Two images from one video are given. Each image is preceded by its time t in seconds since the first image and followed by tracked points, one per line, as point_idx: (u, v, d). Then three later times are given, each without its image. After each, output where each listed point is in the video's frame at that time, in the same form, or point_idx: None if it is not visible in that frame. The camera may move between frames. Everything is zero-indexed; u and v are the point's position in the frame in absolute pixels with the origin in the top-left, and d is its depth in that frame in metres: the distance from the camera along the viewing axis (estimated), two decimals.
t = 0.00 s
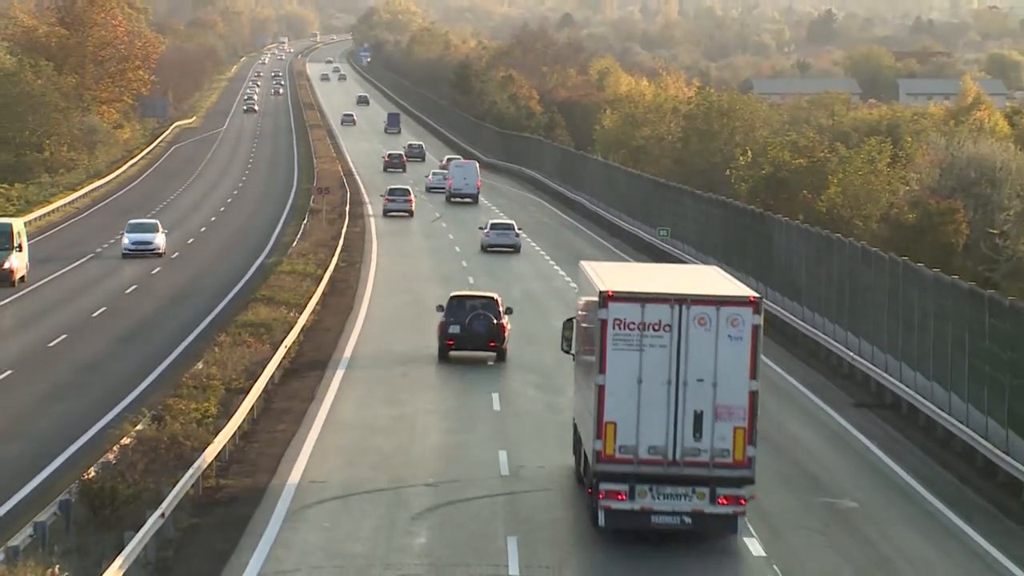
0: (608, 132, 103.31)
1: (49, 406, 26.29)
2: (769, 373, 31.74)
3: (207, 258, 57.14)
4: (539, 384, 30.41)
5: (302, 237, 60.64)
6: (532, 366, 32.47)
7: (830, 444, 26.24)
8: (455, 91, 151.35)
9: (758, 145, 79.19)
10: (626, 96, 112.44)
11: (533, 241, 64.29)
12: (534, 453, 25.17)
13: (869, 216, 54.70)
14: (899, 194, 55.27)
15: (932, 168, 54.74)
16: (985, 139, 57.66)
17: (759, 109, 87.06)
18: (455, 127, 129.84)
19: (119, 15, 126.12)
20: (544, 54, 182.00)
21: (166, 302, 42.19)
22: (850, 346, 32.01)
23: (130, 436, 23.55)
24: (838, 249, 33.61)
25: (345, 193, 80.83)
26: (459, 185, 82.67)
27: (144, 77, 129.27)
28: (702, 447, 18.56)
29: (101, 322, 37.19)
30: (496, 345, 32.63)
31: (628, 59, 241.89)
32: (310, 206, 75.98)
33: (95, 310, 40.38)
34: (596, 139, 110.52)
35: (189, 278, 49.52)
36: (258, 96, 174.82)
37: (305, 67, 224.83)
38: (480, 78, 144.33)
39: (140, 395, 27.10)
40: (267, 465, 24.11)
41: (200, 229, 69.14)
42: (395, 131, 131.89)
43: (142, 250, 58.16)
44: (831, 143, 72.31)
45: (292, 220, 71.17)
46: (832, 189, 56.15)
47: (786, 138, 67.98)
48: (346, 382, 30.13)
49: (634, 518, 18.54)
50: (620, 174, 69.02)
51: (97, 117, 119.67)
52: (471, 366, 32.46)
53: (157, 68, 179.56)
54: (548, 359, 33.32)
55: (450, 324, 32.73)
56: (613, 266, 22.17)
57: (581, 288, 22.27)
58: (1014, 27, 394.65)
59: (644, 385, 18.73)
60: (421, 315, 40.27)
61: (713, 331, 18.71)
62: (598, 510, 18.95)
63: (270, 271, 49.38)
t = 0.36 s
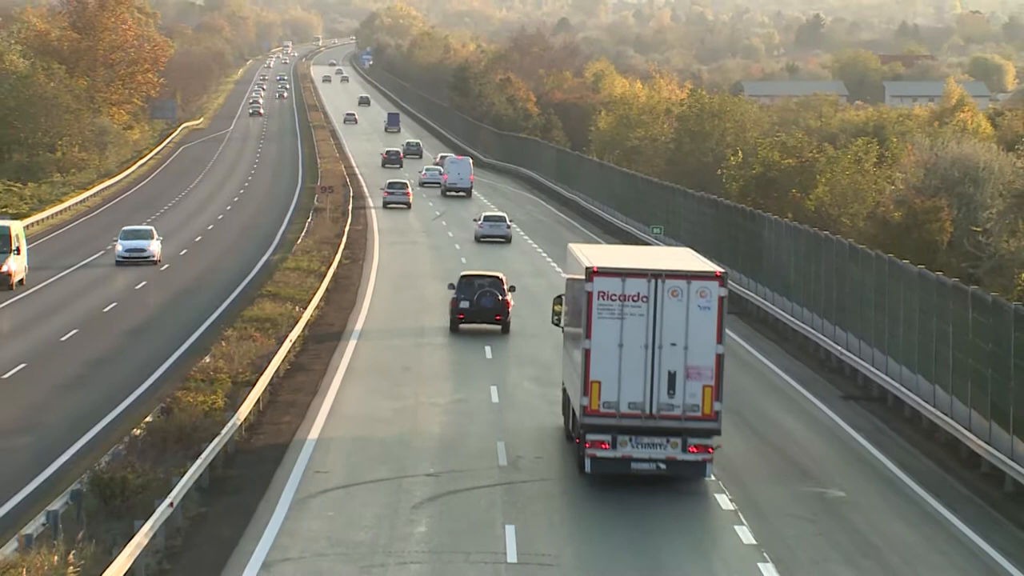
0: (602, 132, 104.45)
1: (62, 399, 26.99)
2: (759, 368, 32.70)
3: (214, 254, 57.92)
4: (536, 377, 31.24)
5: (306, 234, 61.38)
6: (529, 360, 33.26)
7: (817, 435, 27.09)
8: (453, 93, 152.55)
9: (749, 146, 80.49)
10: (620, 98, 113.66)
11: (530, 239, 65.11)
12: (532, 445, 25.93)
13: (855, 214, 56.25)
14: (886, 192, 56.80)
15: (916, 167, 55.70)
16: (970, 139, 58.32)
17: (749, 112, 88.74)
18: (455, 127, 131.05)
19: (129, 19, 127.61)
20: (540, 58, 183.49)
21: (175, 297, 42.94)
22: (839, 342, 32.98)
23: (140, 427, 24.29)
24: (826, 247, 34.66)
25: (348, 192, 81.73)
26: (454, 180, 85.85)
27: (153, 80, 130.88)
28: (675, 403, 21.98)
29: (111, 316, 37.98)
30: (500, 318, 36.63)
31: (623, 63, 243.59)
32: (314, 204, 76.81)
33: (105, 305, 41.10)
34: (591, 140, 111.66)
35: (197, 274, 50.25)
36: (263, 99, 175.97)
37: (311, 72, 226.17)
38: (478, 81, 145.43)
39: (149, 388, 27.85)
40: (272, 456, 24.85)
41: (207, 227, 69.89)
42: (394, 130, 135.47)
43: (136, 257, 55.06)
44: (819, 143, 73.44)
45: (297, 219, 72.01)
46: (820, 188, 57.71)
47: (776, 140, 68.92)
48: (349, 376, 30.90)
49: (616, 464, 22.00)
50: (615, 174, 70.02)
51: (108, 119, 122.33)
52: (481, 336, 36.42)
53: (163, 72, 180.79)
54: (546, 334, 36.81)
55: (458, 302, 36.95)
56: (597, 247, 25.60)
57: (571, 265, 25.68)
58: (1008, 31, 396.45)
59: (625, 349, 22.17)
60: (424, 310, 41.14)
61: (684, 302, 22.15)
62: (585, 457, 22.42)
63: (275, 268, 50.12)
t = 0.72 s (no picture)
0: (593, 131, 105.53)
1: (70, 389, 27.84)
2: (743, 360, 33.76)
3: (217, 249, 58.88)
4: (529, 368, 32.09)
5: (307, 229, 62.27)
6: (522, 351, 34.11)
7: (801, 425, 27.90)
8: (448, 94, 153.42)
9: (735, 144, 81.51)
10: (611, 98, 114.75)
11: (522, 234, 65.90)
12: (524, 434, 26.77)
13: (837, 209, 56.81)
14: (867, 189, 57.41)
15: (897, 166, 56.65)
16: (950, 138, 59.29)
17: (734, 113, 91.02)
18: (449, 126, 132.05)
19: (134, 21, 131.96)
20: (533, 60, 184.77)
21: (180, 290, 43.81)
22: (821, 334, 33.97)
23: (145, 417, 25.10)
24: (810, 242, 35.68)
25: (346, 189, 82.56)
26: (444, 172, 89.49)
27: (158, 80, 134.82)
28: (647, 365, 26.06)
29: (117, 309, 38.82)
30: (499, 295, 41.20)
31: (614, 67, 244.90)
32: (313, 201, 77.69)
33: (112, 298, 42.00)
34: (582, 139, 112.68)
35: (200, 269, 51.11)
36: (262, 100, 177.00)
37: (311, 73, 227.15)
38: (473, 82, 146.34)
39: (154, 378, 28.64)
40: (273, 445, 25.65)
41: (210, 222, 70.81)
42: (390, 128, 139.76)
43: (124, 263, 51.97)
44: (803, 141, 74.54)
45: (296, 215, 72.91)
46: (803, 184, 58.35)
47: (760, 139, 71.45)
48: (347, 367, 31.73)
49: (597, 418, 26.07)
50: (605, 171, 70.96)
51: (113, 117, 127.50)
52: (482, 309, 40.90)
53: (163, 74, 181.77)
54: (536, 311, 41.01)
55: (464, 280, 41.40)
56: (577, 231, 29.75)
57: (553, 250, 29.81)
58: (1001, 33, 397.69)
59: (603, 319, 26.28)
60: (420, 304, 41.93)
61: (655, 277, 26.35)
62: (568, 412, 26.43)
63: (276, 262, 50.97)
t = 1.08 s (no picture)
0: (581, 127, 106.42)
1: (71, 379, 28.50)
2: (729, 350, 34.63)
3: (215, 242, 59.51)
4: (520, 359, 32.82)
5: (303, 223, 62.89)
6: (514, 342, 34.83)
7: (783, 413, 28.71)
8: (440, 90, 154.19)
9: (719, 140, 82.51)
10: (599, 95, 115.75)
11: (513, 226, 66.61)
12: (515, 422, 27.49)
13: (818, 204, 57.71)
14: (848, 184, 58.38)
15: (876, 161, 57.37)
16: (927, 134, 60.38)
17: (718, 109, 91.79)
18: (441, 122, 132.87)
19: (134, 20, 132.32)
20: (523, 58, 185.61)
21: (178, 283, 44.45)
22: (804, 326, 34.85)
23: (145, 406, 25.76)
24: (793, 235, 36.58)
25: (341, 184, 83.18)
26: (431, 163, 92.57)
27: (158, 78, 135.23)
28: (620, 332, 29.35)
29: (118, 301, 39.50)
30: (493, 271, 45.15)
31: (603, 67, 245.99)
32: (309, 196, 78.26)
33: (111, 291, 42.65)
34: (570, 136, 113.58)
35: (198, 262, 51.75)
36: (261, 99, 177.84)
37: (306, 71, 227.85)
38: (465, 80, 147.15)
39: (154, 368, 29.34)
40: (270, 434, 26.31)
41: (208, 217, 71.39)
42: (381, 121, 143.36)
43: (104, 269, 48.52)
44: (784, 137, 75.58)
45: (292, 210, 73.50)
46: (785, 179, 59.28)
47: (743, 134, 72.25)
48: (342, 356, 32.42)
49: (575, 379, 29.36)
50: (592, 167, 71.88)
51: (114, 114, 128.43)
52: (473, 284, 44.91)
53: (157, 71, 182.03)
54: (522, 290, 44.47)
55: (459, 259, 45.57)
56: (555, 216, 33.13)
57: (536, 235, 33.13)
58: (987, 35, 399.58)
59: (580, 291, 29.57)
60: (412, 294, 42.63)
61: (627, 254, 29.74)
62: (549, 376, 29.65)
63: (273, 255, 51.61)
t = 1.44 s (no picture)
0: (572, 123, 107.29)
1: (76, 369, 29.20)
2: (716, 343, 35.59)
3: (216, 235, 60.29)
4: (513, 352, 33.58)
5: (301, 217, 63.61)
6: (507, 334, 35.64)
7: (769, 402, 29.51)
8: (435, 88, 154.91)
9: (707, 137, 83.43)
10: (590, 92, 116.61)
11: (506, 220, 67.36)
12: (508, 411, 28.24)
13: (803, 198, 58.58)
14: (832, 178, 59.24)
15: (859, 157, 57.89)
16: (910, 130, 61.34)
17: (706, 106, 92.63)
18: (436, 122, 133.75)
19: (137, 20, 133.28)
20: (516, 56, 186.49)
21: (181, 275, 45.22)
22: (789, 318, 35.76)
23: (148, 394, 26.45)
24: (778, 229, 37.45)
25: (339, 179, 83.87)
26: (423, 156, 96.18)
27: (161, 76, 136.17)
28: (598, 306, 32.79)
29: (121, 293, 40.19)
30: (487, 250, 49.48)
31: (596, 66, 246.87)
32: (307, 190, 78.97)
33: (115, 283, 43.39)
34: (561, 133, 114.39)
35: (199, 255, 52.50)
36: (260, 96, 178.74)
37: (304, 68, 228.52)
38: (459, 77, 147.86)
39: (157, 358, 30.05)
40: (269, 422, 27.04)
41: (210, 211, 72.14)
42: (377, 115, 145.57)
43: (83, 275, 45.13)
44: (771, 133, 76.47)
45: (291, 204, 74.16)
46: (771, 174, 60.18)
47: (731, 131, 72.99)
48: (340, 347, 33.15)
49: (558, 347, 32.79)
50: (583, 162, 72.78)
51: (117, 110, 128.94)
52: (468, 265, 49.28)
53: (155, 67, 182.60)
54: (511, 275, 47.28)
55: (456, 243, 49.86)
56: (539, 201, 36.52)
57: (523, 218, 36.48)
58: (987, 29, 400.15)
59: (563, 269, 32.95)
60: (408, 287, 43.41)
61: (604, 235, 33.16)
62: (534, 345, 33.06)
63: (273, 248, 52.38)
